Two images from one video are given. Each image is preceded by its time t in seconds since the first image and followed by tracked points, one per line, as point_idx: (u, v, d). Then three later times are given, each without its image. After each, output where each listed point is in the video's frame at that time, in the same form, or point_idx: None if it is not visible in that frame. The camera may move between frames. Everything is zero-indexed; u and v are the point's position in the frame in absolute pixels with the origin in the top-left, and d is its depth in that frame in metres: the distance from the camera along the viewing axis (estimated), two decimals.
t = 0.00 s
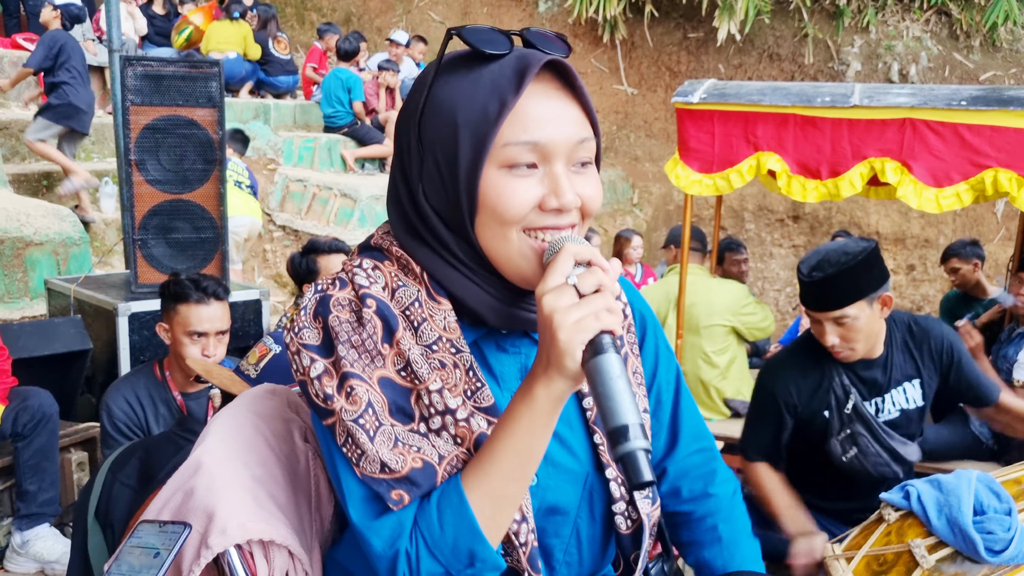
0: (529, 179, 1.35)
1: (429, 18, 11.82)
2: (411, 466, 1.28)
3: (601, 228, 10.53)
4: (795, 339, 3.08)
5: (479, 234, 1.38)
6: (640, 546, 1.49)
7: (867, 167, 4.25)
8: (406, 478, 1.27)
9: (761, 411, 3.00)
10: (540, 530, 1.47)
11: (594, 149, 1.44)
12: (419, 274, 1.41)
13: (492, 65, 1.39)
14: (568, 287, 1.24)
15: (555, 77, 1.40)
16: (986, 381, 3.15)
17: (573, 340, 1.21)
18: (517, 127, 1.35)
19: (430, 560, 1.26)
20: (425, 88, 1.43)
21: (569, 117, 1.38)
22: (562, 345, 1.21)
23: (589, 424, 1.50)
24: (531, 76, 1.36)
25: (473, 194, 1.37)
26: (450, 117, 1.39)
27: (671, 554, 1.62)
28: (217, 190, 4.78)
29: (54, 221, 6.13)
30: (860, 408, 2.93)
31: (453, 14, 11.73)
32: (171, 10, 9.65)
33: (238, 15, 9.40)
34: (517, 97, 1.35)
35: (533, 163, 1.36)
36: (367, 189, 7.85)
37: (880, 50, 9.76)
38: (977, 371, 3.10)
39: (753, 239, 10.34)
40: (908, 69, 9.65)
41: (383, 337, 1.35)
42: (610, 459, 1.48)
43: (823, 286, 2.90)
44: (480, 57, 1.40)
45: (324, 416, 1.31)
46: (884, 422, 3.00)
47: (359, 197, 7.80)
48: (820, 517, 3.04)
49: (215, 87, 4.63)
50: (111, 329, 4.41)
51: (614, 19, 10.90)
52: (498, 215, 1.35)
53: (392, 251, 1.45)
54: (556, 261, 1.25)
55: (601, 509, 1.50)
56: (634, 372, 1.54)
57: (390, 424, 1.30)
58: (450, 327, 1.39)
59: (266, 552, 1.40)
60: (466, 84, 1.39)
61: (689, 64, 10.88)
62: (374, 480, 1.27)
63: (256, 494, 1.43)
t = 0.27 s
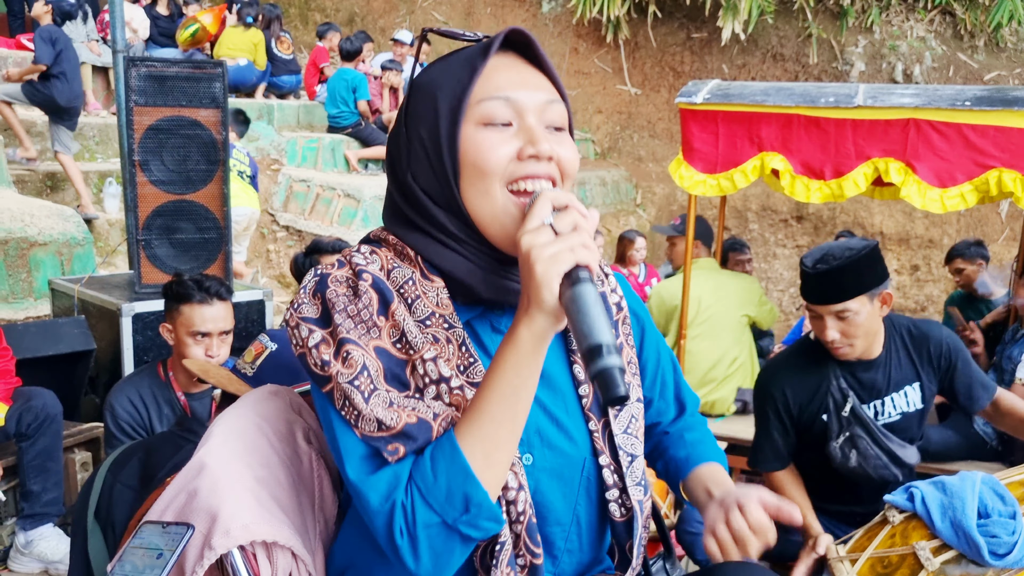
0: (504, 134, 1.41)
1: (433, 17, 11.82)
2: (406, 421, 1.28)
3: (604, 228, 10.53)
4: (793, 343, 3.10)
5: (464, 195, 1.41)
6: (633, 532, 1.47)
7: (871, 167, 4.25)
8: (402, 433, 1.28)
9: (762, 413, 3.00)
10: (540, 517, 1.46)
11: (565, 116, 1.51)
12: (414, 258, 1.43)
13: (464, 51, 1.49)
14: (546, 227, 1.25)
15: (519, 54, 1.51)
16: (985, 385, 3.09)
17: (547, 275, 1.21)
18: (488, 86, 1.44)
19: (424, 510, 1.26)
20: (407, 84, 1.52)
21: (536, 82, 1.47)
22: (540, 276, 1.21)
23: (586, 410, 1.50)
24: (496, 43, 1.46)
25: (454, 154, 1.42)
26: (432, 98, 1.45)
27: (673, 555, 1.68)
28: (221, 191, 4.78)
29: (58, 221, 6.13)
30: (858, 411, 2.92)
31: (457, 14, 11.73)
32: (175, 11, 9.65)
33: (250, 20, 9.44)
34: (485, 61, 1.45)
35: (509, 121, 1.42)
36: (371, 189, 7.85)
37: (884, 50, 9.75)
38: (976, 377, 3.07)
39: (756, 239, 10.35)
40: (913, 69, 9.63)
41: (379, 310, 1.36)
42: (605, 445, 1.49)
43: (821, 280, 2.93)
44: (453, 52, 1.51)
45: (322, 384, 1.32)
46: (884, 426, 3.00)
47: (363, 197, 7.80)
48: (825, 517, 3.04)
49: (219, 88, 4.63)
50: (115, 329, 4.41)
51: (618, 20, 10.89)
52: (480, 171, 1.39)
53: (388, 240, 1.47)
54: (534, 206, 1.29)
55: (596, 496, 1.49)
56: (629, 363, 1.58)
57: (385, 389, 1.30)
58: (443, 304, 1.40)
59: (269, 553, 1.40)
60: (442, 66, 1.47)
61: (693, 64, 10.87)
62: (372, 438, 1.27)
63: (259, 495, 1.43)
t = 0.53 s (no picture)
0: (495, 125, 1.42)
1: (435, 18, 11.81)
2: (415, 410, 1.28)
3: (606, 228, 10.52)
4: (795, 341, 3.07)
5: (459, 189, 1.42)
6: (634, 538, 1.48)
7: (873, 167, 4.26)
8: (411, 421, 1.27)
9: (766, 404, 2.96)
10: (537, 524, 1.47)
11: (555, 110, 1.52)
12: (420, 259, 1.44)
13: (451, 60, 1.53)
14: (545, 205, 1.26)
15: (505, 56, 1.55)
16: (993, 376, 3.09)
17: (549, 252, 1.22)
18: (477, 83, 1.46)
19: (434, 499, 1.24)
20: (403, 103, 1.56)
21: (523, 78, 1.49)
22: (542, 254, 1.22)
23: (589, 415, 1.49)
24: (479, 45, 1.49)
25: (448, 149, 1.43)
26: (423, 106, 1.49)
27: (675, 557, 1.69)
28: (223, 190, 4.79)
29: (60, 221, 6.14)
30: (862, 406, 2.91)
31: (459, 14, 11.72)
32: (178, 11, 9.66)
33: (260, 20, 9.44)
34: (470, 60, 1.48)
35: (499, 113, 1.43)
36: (372, 189, 7.84)
37: (886, 50, 9.74)
38: (983, 369, 3.06)
39: (758, 239, 10.33)
40: (915, 69, 9.63)
41: (388, 307, 1.37)
42: (608, 451, 1.48)
43: (825, 282, 2.88)
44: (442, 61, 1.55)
45: (330, 381, 1.31)
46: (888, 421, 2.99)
47: (364, 197, 7.77)
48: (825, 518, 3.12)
49: (221, 88, 4.63)
50: (117, 329, 4.42)
51: (619, 20, 10.89)
52: (474, 163, 1.39)
53: (394, 241, 1.48)
54: (532, 185, 1.30)
55: (598, 501, 1.49)
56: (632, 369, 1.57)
57: (395, 383, 1.30)
58: (450, 303, 1.41)
59: (272, 554, 1.39)
60: (431, 74, 1.51)
61: (695, 64, 10.86)
62: (382, 430, 1.27)
63: (261, 495, 1.42)
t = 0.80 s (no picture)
0: (511, 179, 1.34)
1: (437, 17, 11.81)
2: (401, 458, 1.28)
3: (608, 228, 10.51)
4: (801, 339, 3.03)
5: (468, 235, 1.38)
6: (644, 542, 1.46)
7: (876, 166, 4.25)
8: (395, 469, 1.27)
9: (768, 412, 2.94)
10: (541, 526, 1.45)
11: (585, 151, 1.41)
12: (420, 271, 1.40)
13: (480, 69, 1.39)
14: (549, 292, 1.19)
15: (542, 81, 1.39)
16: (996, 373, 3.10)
17: (554, 347, 1.16)
18: (500, 127, 1.34)
19: (415, 552, 1.26)
20: (422, 90, 1.45)
21: (554, 119, 1.37)
22: (546, 347, 1.16)
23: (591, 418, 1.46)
24: (510, 77, 1.34)
25: (459, 195, 1.37)
26: (439, 122, 1.39)
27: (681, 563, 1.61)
28: (226, 190, 4.79)
29: (62, 221, 6.14)
30: (868, 406, 2.87)
31: (461, 14, 11.73)
32: (180, 10, 9.66)
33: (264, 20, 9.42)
34: (498, 98, 1.34)
35: (518, 165, 1.34)
36: (374, 189, 7.84)
37: (889, 49, 9.74)
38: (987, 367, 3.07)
39: (760, 239, 10.32)
40: (917, 69, 9.62)
41: (382, 332, 1.35)
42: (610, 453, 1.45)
43: (844, 297, 2.83)
44: (470, 62, 1.40)
45: (323, 407, 1.32)
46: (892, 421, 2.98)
47: (367, 196, 7.78)
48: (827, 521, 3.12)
49: (223, 87, 4.64)
50: (119, 328, 4.42)
51: (622, 20, 10.89)
52: (483, 217, 1.34)
53: (396, 249, 1.44)
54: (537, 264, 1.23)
55: (601, 504, 1.48)
56: (635, 371, 1.53)
57: (384, 417, 1.30)
58: (449, 322, 1.38)
59: (273, 553, 1.39)
60: (452, 86, 1.39)
61: (697, 64, 10.86)
62: (366, 470, 1.27)
63: (264, 494, 1.42)
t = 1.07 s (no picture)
0: (501, 137, 1.32)
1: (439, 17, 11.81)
2: (398, 414, 1.20)
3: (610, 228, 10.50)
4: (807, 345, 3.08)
5: (463, 200, 1.34)
6: (648, 526, 1.42)
7: (878, 166, 4.26)
8: (392, 425, 1.20)
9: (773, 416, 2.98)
10: (550, 512, 1.41)
11: (570, 113, 1.40)
12: (425, 252, 1.36)
13: (462, 45, 1.39)
14: (542, 226, 1.16)
15: (520, 46, 1.40)
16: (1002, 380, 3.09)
17: (546, 272, 1.13)
18: (485, 86, 1.34)
19: (404, 505, 1.17)
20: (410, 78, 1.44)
21: (537, 78, 1.37)
22: (539, 274, 1.13)
23: (598, 405, 1.43)
24: (491, 40, 1.35)
25: (452, 157, 1.34)
26: (427, 95, 1.38)
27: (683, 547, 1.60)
28: (228, 190, 4.78)
29: (65, 220, 6.14)
30: (874, 414, 2.87)
31: (463, 14, 11.74)
32: (181, 10, 9.66)
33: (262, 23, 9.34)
34: (481, 59, 1.34)
35: (507, 123, 1.32)
36: (376, 189, 7.84)
37: (891, 49, 9.72)
38: (993, 375, 3.07)
39: (762, 239, 10.32)
40: (919, 69, 9.58)
41: (388, 302, 1.30)
42: (617, 439, 1.42)
43: (845, 315, 2.82)
44: (453, 41, 1.41)
45: (321, 376, 1.25)
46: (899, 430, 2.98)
47: (368, 196, 7.77)
48: (833, 520, 3.05)
49: (225, 87, 4.64)
50: (121, 328, 4.41)
51: (624, 20, 10.88)
52: (476, 177, 1.31)
53: (399, 232, 1.41)
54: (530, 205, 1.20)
55: (609, 490, 1.43)
56: (643, 353, 1.47)
57: (384, 383, 1.23)
58: (453, 298, 1.34)
59: (277, 553, 1.39)
60: (438, 61, 1.38)
61: (699, 64, 10.84)
62: (363, 431, 1.19)
63: (266, 494, 1.42)
